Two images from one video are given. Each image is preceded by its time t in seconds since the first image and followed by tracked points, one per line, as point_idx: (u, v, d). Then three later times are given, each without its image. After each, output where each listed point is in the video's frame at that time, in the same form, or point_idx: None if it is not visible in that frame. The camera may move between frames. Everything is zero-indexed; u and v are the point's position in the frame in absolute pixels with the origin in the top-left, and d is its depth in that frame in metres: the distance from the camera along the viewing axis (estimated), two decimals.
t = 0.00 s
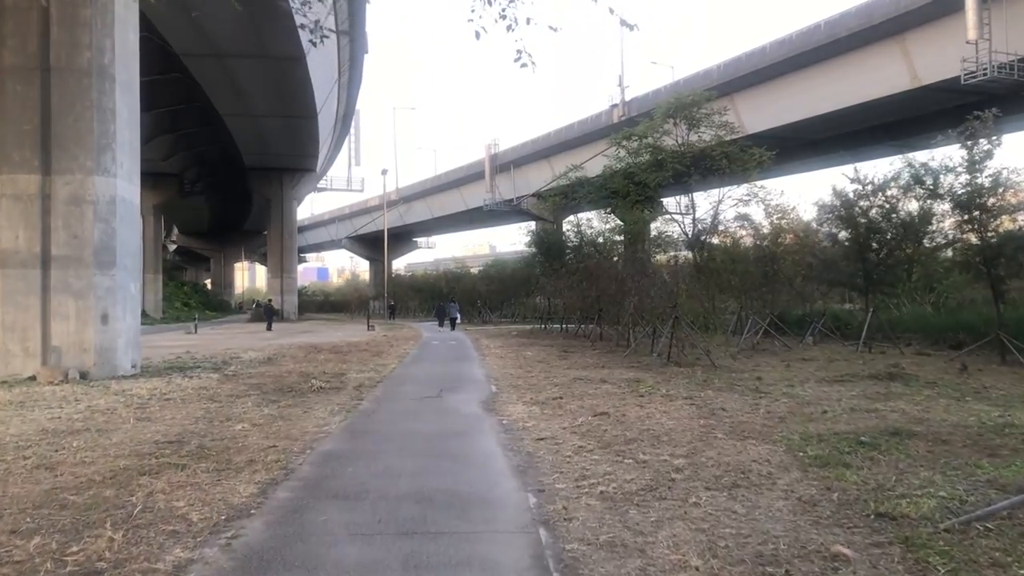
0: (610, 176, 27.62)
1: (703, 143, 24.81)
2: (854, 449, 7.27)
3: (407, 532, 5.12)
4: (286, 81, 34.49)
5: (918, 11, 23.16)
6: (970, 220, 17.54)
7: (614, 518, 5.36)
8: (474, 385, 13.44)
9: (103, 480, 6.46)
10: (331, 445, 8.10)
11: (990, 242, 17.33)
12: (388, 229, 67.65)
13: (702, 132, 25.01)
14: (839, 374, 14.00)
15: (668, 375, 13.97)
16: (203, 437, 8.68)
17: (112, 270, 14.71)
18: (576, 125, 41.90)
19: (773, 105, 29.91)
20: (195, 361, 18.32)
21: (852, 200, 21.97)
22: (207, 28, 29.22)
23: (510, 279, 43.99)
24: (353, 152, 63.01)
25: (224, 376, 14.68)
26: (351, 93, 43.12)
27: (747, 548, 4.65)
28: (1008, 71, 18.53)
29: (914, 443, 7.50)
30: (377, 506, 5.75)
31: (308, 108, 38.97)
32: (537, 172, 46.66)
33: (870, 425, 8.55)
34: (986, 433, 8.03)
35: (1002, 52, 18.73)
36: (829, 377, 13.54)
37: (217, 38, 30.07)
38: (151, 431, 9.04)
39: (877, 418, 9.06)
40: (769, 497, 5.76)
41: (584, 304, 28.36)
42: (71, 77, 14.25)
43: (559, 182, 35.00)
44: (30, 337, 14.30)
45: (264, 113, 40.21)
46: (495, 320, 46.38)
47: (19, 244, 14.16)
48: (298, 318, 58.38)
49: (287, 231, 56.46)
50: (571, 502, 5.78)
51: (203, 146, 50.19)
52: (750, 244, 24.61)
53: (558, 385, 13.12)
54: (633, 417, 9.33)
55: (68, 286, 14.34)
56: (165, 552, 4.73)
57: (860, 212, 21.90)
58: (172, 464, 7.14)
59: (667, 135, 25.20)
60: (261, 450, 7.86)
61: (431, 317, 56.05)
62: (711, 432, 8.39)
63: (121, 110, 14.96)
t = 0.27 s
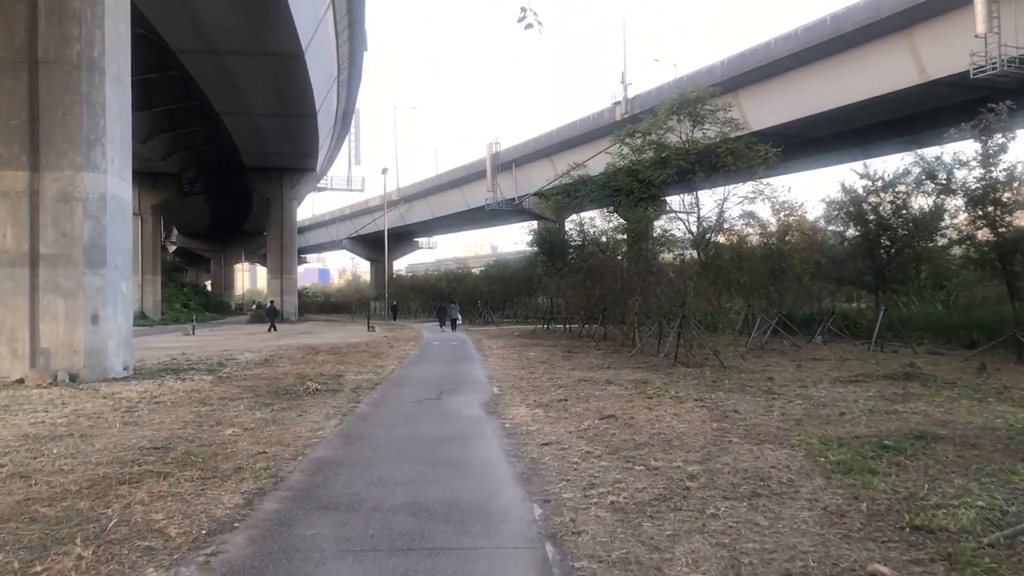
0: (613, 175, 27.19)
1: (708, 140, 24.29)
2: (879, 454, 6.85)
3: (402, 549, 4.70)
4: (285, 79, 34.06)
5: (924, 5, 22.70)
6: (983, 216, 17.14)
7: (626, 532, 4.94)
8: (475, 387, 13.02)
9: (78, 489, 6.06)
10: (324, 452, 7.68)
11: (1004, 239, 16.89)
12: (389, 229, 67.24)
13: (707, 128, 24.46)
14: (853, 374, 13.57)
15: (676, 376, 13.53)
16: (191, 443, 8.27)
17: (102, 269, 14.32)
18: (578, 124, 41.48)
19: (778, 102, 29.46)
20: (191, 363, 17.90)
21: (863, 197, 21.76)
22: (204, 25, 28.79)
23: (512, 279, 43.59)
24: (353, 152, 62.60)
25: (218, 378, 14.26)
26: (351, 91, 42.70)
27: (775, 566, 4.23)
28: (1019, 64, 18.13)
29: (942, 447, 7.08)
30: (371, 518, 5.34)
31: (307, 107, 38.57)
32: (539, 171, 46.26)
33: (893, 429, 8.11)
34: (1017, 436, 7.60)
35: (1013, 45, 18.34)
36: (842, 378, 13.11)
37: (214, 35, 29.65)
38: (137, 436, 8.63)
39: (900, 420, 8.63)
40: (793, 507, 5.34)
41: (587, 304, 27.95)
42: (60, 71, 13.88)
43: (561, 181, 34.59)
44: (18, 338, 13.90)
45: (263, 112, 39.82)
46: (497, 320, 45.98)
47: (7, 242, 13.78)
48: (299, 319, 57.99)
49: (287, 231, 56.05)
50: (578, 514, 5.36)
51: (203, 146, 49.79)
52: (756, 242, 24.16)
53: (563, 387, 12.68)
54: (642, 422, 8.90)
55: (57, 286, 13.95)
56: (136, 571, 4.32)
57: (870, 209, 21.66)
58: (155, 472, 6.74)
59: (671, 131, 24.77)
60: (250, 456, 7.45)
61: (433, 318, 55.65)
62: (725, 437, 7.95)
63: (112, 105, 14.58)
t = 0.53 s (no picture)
0: (626, 173, 26.74)
1: (722, 139, 23.85)
2: (916, 467, 6.45)
3: (407, 573, 4.33)
4: (295, 77, 33.79)
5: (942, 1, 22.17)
6: (1009, 215, 16.70)
7: (651, 556, 4.55)
8: (486, 390, 12.66)
9: (66, 502, 5.71)
10: (328, 460, 7.32)
11: None
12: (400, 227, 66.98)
13: (721, 127, 24.02)
14: (876, 378, 13.15)
15: (694, 380, 13.13)
16: (191, 449, 7.93)
17: (106, 268, 14.03)
18: (590, 122, 41.10)
19: (794, 98, 28.86)
20: (197, 363, 17.60)
21: (882, 196, 21.18)
22: (214, 21, 28.48)
23: (523, 278, 43.23)
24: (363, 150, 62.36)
25: (224, 379, 13.95)
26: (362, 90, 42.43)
27: None
28: None
29: (982, 459, 6.67)
30: (374, 538, 4.97)
31: (318, 106, 38.33)
32: (551, 170, 45.89)
33: (927, 438, 7.70)
34: None
35: None
36: (865, 382, 12.69)
37: (224, 32, 29.38)
38: (134, 443, 8.29)
39: (933, 429, 8.21)
40: (831, 528, 4.94)
41: (600, 304, 27.57)
42: (63, 65, 13.58)
43: (573, 180, 34.21)
44: (20, 339, 13.62)
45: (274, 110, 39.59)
46: (509, 320, 45.61)
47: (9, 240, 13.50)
48: (309, 318, 57.77)
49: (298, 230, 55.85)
50: (599, 534, 4.97)
51: (213, 144, 49.61)
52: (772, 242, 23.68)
53: (576, 390, 12.31)
54: (661, 430, 8.50)
55: (60, 285, 13.66)
56: None
57: (889, 208, 21.10)
58: (149, 482, 6.39)
59: (684, 130, 24.33)
60: (250, 466, 7.10)
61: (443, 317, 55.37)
62: (750, 447, 7.56)
63: (117, 100, 14.29)
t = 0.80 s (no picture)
0: (632, 172, 26.30)
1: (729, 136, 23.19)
2: (951, 474, 6.06)
3: None
4: (297, 75, 33.42)
5: None
6: None
7: None
8: (491, 392, 12.27)
9: (46, 513, 5.35)
10: (326, 468, 6.94)
11: None
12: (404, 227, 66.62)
13: (728, 124, 23.39)
14: (893, 379, 12.74)
15: (705, 381, 12.72)
16: (184, 455, 7.56)
17: (102, 267, 13.68)
18: (595, 120, 40.74)
19: (802, 95, 28.35)
20: (197, 365, 17.24)
21: (895, 192, 20.60)
22: (214, 17, 28.12)
23: (528, 278, 42.83)
24: (366, 150, 62.01)
25: (223, 381, 13.59)
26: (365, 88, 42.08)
27: None
28: None
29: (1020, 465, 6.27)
30: (372, 553, 4.59)
31: (321, 104, 37.99)
32: (555, 169, 45.51)
33: (958, 443, 7.30)
34: None
35: None
36: (882, 383, 12.28)
37: (225, 29, 29.02)
38: (124, 448, 7.92)
39: (962, 433, 7.81)
40: (868, 543, 4.56)
41: (606, 304, 27.17)
42: (57, 59, 13.25)
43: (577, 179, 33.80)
44: (13, 339, 13.28)
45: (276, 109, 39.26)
46: (513, 320, 45.21)
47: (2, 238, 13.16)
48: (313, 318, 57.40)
49: (301, 230, 55.51)
50: (617, 549, 4.59)
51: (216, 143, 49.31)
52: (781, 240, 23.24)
53: (585, 392, 11.91)
54: (676, 434, 8.11)
55: (54, 284, 13.31)
56: None
57: (901, 205, 20.55)
58: (135, 491, 6.03)
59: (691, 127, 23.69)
60: (244, 473, 6.73)
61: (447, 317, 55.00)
62: (771, 453, 7.17)
63: (113, 95, 13.95)
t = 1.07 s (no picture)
0: (633, 171, 25.91)
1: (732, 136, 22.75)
2: (981, 489, 5.69)
3: None
4: (295, 72, 33.03)
5: None
6: None
7: None
8: (490, 396, 11.90)
9: (10, 533, 4.97)
10: (316, 481, 6.56)
11: None
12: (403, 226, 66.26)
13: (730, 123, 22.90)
14: (904, 384, 12.37)
15: (711, 386, 12.37)
16: (167, 465, 7.20)
17: (90, 266, 13.31)
18: (595, 119, 40.40)
19: (805, 93, 27.92)
20: (189, 367, 16.86)
21: (902, 191, 20.33)
22: (210, 14, 27.72)
23: (527, 278, 42.44)
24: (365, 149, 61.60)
25: (214, 385, 13.22)
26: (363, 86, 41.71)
27: None
28: None
29: None
30: None
31: (318, 103, 37.61)
32: (555, 169, 45.16)
33: (982, 455, 6.93)
34: None
35: None
36: (894, 388, 11.92)
37: (221, 26, 28.63)
38: (105, 457, 7.55)
39: (985, 444, 7.43)
40: (901, 572, 4.19)
41: (606, 306, 26.86)
42: (44, 52, 12.88)
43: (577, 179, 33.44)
44: None
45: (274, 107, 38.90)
46: (512, 321, 44.81)
47: None
48: (311, 318, 56.95)
49: (299, 229, 55.13)
50: None
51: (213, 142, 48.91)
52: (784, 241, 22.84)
53: (587, 396, 11.55)
54: (684, 444, 7.74)
55: (40, 284, 12.93)
56: None
57: (907, 205, 20.31)
58: (108, 507, 5.65)
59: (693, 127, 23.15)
60: (229, 486, 6.37)
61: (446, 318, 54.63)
62: (785, 464, 6.81)
63: (102, 91, 13.59)
